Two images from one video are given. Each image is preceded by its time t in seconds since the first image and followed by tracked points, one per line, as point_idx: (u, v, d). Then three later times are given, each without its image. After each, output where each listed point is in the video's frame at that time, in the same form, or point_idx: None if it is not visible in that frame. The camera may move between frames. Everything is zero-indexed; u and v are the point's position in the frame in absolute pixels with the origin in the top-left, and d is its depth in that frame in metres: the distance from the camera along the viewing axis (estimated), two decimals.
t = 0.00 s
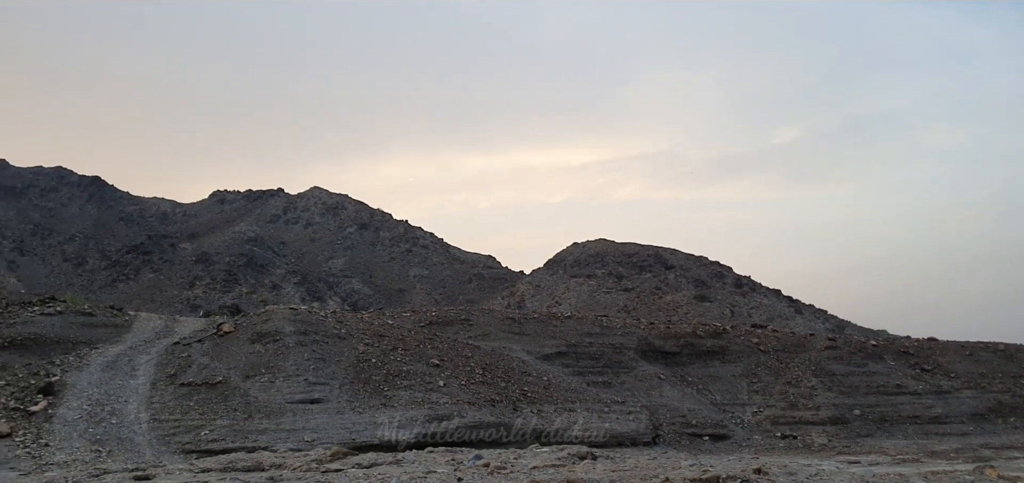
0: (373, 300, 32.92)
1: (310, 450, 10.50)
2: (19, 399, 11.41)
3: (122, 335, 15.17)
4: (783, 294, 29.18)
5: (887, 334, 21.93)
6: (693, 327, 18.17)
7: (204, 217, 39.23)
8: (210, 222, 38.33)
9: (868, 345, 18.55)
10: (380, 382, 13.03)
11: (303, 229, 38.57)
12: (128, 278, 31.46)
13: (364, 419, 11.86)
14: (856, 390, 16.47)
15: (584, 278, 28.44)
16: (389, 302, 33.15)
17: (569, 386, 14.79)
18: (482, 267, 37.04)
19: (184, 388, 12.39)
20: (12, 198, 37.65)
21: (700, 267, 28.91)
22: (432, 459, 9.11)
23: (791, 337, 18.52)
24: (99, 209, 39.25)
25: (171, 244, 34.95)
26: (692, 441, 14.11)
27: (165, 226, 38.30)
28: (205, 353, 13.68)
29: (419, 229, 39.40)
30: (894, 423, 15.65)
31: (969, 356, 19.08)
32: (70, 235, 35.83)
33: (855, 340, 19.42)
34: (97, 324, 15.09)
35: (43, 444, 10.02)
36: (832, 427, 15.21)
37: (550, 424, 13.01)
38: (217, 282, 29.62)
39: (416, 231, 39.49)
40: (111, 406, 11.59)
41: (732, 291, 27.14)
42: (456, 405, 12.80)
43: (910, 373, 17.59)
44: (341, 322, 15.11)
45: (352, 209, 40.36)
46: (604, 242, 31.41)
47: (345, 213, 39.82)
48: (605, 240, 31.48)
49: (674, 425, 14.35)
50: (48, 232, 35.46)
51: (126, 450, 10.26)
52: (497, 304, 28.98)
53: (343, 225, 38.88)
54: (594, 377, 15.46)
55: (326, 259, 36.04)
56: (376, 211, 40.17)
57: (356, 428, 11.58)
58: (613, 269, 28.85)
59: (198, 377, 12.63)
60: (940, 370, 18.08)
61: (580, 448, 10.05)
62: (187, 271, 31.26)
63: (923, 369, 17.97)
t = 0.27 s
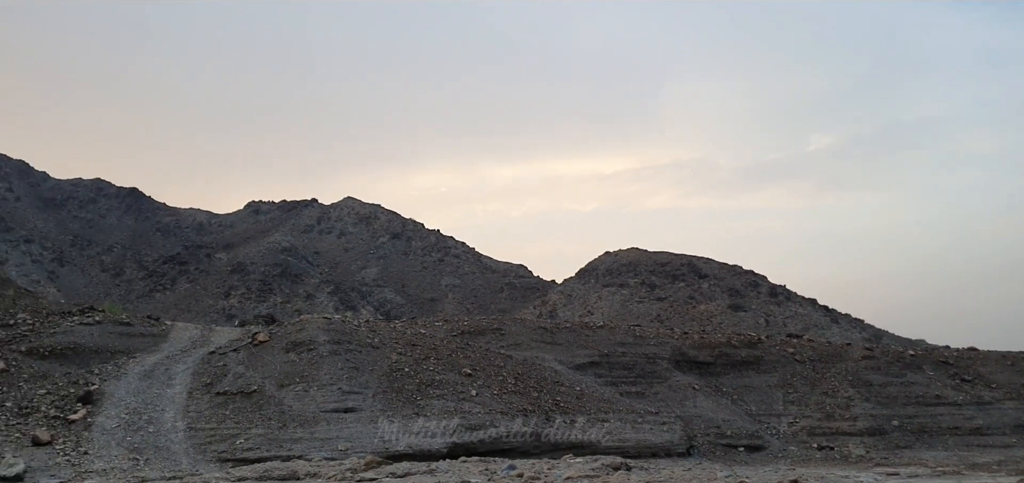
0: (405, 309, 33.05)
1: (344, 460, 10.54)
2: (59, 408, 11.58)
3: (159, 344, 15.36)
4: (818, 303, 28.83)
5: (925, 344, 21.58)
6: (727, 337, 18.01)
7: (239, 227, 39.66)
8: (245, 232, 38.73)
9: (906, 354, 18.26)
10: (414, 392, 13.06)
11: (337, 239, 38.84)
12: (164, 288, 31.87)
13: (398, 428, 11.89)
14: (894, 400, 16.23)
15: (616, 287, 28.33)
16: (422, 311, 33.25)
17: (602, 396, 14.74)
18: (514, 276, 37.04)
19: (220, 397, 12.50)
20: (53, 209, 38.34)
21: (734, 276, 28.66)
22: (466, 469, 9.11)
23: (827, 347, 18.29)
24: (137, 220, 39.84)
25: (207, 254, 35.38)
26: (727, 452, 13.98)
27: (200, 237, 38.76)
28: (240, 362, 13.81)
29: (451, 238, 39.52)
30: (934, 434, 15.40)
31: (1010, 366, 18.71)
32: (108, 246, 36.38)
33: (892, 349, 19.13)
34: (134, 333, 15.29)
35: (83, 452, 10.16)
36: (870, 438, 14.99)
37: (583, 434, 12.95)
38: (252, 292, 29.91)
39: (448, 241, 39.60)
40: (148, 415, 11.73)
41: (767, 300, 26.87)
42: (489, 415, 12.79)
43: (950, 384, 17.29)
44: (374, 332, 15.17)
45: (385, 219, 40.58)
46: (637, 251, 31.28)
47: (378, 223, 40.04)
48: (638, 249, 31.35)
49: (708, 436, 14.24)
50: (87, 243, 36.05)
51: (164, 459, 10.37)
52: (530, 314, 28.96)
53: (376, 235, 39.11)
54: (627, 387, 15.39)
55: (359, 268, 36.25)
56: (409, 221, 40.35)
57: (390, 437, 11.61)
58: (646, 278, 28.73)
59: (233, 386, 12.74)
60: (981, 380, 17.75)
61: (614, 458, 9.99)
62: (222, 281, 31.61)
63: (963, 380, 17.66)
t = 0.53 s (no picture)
0: (446, 321, 33.15)
1: (388, 471, 10.57)
2: (109, 418, 11.78)
3: (205, 356, 15.57)
4: (865, 315, 28.35)
5: (977, 357, 21.11)
6: (772, 349, 17.79)
7: (283, 240, 40.13)
8: (289, 245, 39.18)
9: (957, 367, 17.87)
10: (456, 404, 13.08)
11: (379, 251, 39.12)
12: (211, 300, 32.34)
13: (440, 440, 11.90)
14: (945, 415, 15.88)
15: (659, 299, 28.16)
16: (463, 323, 33.32)
17: (646, 409, 14.63)
18: (555, 288, 36.98)
19: (265, 408, 12.64)
20: (103, 223, 39.15)
21: (779, 288, 28.28)
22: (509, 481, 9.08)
23: (875, 360, 17.96)
24: (184, 233, 40.52)
25: (252, 266, 35.85)
26: (773, 466, 13.79)
27: (246, 250, 39.29)
28: (285, 373, 13.94)
29: (492, 251, 39.59)
30: (987, 449, 15.03)
31: None
32: (156, 259, 37.05)
33: (943, 362, 18.74)
34: (181, 345, 15.52)
35: (131, 462, 10.32)
36: (920, 453, 14.69)
37: (626, 448, 12.86)
38: (296, 303, 30.22)
39: (489, 253, 39.68)
40: (195, 426, 11.89)
41: (813, 312, 26.47)
42: (531, 428, 12.75)
43: (1003, 398, 16.87)
44: (416, 344, 15.23)
45: (427, 232, 40.79)
46: (679, 263, 31.06)
47: (420, 236, 40.26)
48: (680, 261, 31.13)
49: (753, 450, 14.06)
50: (136, 256, 36.74)
51: (210, 469, 10.49)
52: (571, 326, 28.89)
53: (418, 247, 39.33)
54: (671, 400, 15.26)
55: (401, 280, 36.46)
56: (450, 233, 40.51)
57: (432, 449, 11.62)
58: (688, 290, 28.51)
59: (278, 398, 12.87)
60: None
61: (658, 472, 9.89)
62: (267, 293, 31.99)
63: (1017, 393, 17.22)
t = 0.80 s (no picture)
0: (477, 328, 33.17)
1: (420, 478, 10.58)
2: (145, 424, 11.92)
3: (239, 362, 15.71)
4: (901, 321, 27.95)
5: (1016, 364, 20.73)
6: (805, 356, 17.60)
7: (315, 247, 40.43)
8: (321, 252, 39.46)
9: (996, 374, 17.55)
10: (487, 410, 13.08)
11: (409, 258, 39.26)
12: (244, 307, 32.65)
13: (472, 447, 11.89)
14: (984, 423, 15.60)
15: (690, 306, 28.04)
16: (494, 329, 33.33)
17: (678, 416, 14.55)
18: (586, 295, 36.89)
19: (298, 414, 12.72)
20: (139, 230, 39.69)
21: (813, 294, 27.98)
22: None
23: (912, 366, 17.69)
24: (218, 240, 40.97)
25: (285, 273, 36.15)
26: (807, 474, 13.64)
27: (278, 256, 39.63)
28: (318, 379, 14.02)
29: (522, 257, 39.61)
30: None
31: None
32: (191, 266, 37.48)
33: (981, 369, 18.42)
34: (216, 352, 15.67)
35: (167, 467, 10.42)
36: (959, 461, 14.44)
37: (659, 455, 12.78)
38: (328, 310, 30.41)
39: (519, 259, 39.69)
40: (229, 431, 11.99)
41: (847, 318, 26.15)
42: (563, 435, 12.72)
43: None
44: (447, 350, 15.25)
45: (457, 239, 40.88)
46: (711, 269, 30.86)
47: (450, 242, 40.36)
48: (712, 267, 30.93)
49: (787, 458, 13.92)
50: (171, 263, 37.21)
51: (244, 475, 10.56)
52: (602, 332, 28.81)
53: (448, 254, 39.44)
54: (703, 408, 15.15)
55: (432, 287, 36.56)
56: (481, 240, 40.56)
57: (464, 456, 11.62)
58: (721, 296, 28.33)
59: (311, 404, 12.95)
60: None
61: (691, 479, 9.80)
62: (299, 299, 32.24)
63: None
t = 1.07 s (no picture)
0: (506, 333, 33.17)
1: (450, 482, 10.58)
2: (178, 428, 12.04)
3: (272, 367, 15.84)
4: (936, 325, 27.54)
5: None
6: (839, 361, 17.39)
7: (345, 252, 40.68)
8: (351, 257, 39.68)
9: None
10: (517, 415, 13.07)
11: (439, 263, 39.37)
12: (275, 312, 32.91)
13: (502, 452, 11.88)
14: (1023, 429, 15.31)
15: (722, 311, 27.90)
16: (523, 334, 33.32)
17: (710, 422, 14.45)
18: (616, 299, 36.78)
19: (329, 418, 12.79)
20: (172, 237, 40.16)
21: (846, 298, 27.66)
22: None
23: (948, 371, 17.41)
24: (249, 246, 41.35)
25: (316, 279, 36.41)
26: (842, 480, 13.48)
27: (309, 262, 39.92)
28: (349, 384, 14.10)
29: (552, 262, 39.59)
30: None
31: None
32: (223, 272, 37.86)
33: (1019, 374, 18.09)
34: (248, 356, 15.81)
35: (200, 471, 10.52)
36: (997, 468, 14.19)
37: (690, 461, 12.70)
38: (358, 315, 30.56)
39: (549, 264, 39.66)
40: (261, 436, 12.08)
41: (881, 322, 25.82)
42: (593, 440, 12.67)
43: None
44: (477, 355, 15.26)
45: (486, 243, 40.92)
46: (742, 273, 30.63)
47: (479, 247, 40.42)
48: (743, 271, 30.71)
49: (821, 464, 13.77)
50: (204, 270, 37.62)
51: (276, 479, 10.63)
52: (632, 338, 28.71)
53: (477, 259, 39.51)
54: (735, 413, 15.04)
55: (461, 291, 36.63)
56: (509, 244, 40.57)
57: (494, 461, 11.61)
58: (752, 301, 28.15)
59: (342, 408, 13.02)
60: None
61: None
62: (330, 304, 32.44)
63: None
